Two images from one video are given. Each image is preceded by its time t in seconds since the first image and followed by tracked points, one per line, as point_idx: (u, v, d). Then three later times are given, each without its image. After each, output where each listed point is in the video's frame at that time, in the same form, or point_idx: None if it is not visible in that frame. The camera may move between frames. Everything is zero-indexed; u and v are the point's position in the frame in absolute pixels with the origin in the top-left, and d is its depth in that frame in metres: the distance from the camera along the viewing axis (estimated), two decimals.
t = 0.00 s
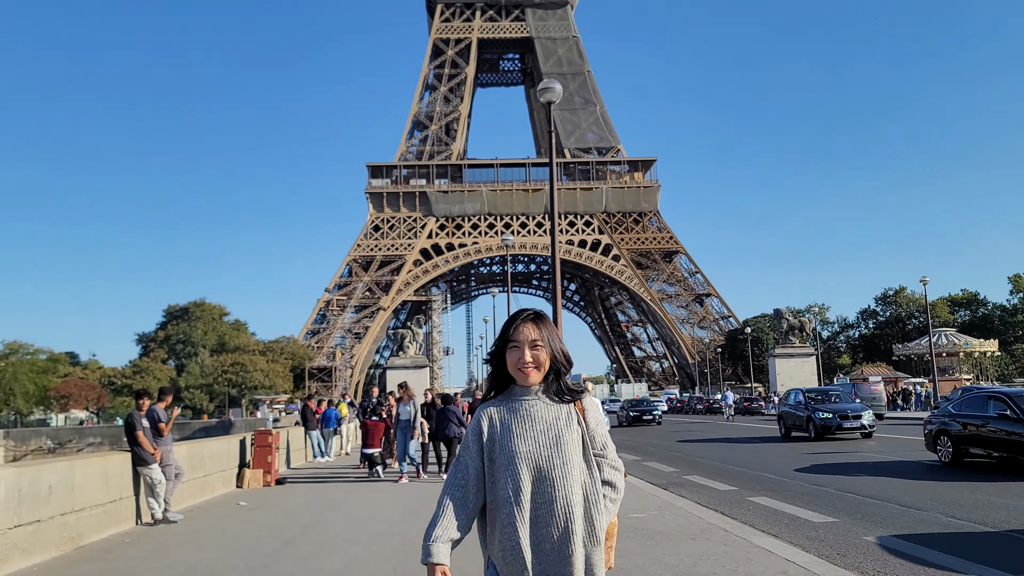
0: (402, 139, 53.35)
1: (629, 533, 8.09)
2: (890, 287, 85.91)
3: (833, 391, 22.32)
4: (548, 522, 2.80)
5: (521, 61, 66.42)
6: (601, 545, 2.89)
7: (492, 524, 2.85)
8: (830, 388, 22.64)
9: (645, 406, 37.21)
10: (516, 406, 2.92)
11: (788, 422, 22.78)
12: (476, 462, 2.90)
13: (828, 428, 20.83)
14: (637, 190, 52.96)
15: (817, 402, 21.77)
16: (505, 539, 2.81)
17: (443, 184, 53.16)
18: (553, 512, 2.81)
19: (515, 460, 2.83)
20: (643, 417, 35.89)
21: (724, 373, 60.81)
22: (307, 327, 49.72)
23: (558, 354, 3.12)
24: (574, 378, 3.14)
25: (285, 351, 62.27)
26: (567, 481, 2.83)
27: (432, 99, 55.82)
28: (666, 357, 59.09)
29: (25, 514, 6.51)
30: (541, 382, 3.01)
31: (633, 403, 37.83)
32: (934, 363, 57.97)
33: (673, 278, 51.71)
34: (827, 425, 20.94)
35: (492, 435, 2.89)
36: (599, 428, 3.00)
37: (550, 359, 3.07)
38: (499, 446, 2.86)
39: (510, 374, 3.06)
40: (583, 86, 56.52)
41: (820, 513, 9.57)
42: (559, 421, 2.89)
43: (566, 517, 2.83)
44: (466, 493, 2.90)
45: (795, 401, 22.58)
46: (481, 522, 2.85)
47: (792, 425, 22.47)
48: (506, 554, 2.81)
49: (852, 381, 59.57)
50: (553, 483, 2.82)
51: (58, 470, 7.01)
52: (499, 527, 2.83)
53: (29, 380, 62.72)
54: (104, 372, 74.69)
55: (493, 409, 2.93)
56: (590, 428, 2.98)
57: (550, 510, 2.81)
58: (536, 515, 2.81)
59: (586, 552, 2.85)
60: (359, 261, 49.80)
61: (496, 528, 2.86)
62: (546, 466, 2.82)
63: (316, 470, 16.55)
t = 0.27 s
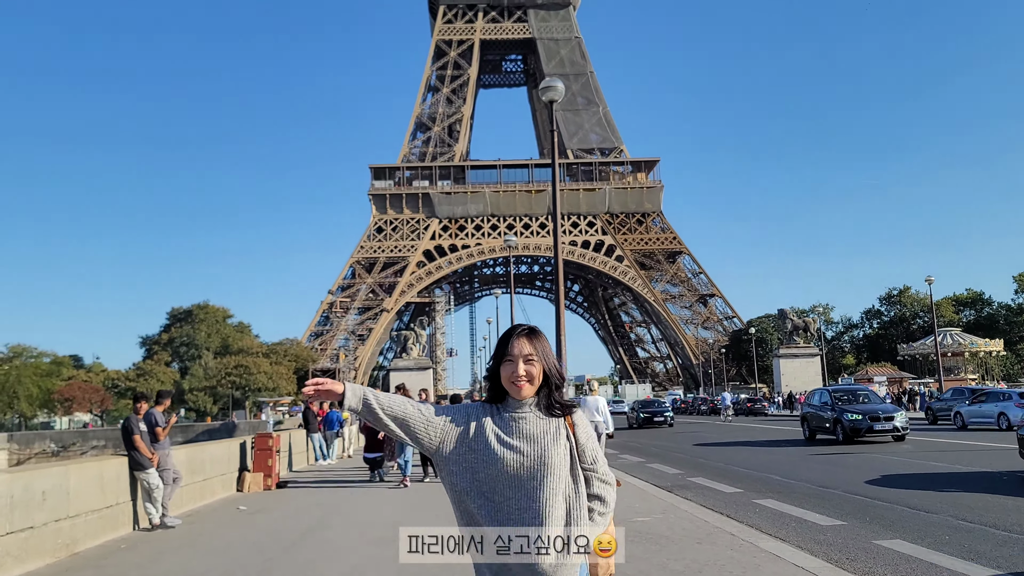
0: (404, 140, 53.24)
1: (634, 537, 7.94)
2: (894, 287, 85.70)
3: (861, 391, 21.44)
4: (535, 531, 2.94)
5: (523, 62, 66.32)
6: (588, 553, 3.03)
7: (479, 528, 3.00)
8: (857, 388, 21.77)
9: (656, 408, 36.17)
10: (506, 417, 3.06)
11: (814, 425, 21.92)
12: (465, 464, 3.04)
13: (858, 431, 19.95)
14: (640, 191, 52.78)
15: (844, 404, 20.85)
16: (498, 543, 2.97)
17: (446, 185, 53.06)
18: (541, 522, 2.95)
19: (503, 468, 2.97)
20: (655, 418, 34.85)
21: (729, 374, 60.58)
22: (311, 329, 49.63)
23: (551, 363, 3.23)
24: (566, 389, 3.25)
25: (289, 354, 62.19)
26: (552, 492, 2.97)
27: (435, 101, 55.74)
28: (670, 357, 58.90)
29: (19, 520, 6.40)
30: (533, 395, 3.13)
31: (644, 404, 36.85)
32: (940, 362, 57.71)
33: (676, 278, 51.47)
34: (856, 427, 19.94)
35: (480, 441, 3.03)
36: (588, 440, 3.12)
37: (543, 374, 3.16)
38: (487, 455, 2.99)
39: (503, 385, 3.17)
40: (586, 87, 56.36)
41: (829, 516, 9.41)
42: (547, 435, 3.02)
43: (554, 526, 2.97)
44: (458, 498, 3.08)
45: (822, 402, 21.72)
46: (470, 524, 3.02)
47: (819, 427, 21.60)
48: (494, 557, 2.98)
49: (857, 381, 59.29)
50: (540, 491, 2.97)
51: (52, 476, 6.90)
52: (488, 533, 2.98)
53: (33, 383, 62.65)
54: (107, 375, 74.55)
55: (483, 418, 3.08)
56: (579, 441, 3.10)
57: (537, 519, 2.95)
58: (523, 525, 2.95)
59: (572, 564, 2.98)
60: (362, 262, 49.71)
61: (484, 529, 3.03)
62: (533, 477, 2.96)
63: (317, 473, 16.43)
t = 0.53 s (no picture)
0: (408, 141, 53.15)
1: (640, 539, 7.83)
2: (900, 286, 85.38)
3: (893, 389, 20.17)
4: (530, 524, 3.05)
5: (527, 62, 66.19)
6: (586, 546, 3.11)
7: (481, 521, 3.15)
8: (889, 386, 20.49)
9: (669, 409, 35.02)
10: (506, 410, 3.18)
11: (843, 425, 20.66)
12: (469, 454, 3.21)
13: (893, 433, 18.74)
14: (644, 191, 52.61)
15: (878, 403, 19.56)
16: (498, 543, 3.07)
17: (451, 185, 52.96)
18: (537, 516, 3.06)
19: (506, 458, 3.08)
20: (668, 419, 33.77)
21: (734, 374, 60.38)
22: (316, 330, 49.58)
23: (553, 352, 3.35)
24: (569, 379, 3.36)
25: (293, 354, 62.12)
26: (549, 485, 3.06)
27: (439, 101, 55.66)
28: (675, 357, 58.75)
29: (16, 523, 6.30)
30: (535, 385, 3.26)
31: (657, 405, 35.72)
32: (947, 361, 57.36)
33: (681, 278, 51.30)
34: (891, 429, 18.72)
35: (480, 431, 3.17)
36: (588, 431, 3.19)
37: (546, 363, 3.30)
38: (487, 446, 3.13)
39: (508, 377, 3.30)
40: (590, 87, 56.19)
41: (838, 518, 9.28)
42: (545, 427, 3.10)
43: (551, 519, 3.07)
44: (468, 491, 3.27)
45: (852, 401, 20.43)
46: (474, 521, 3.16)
47: (849, 427, 20.33)
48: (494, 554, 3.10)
49: (863, 381, 59.06)
50: (536, 485, 3.07)
51: (49, 478, 6.81)
52: (489, 528, 3.11)
53: (38, 384, 62.70)
54: (112, 376, 74.58)
55: (486, 409, 3.21)
56: (578, 432, 3.18)
57: (533, 515, 3.06)
58: (520, 518, 3.06)
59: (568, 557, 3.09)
60: (367, 263, 49.65)
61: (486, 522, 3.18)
62: (529, 471, 3.06)
63: (321, 474, 16.34)
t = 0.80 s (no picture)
0: (411, 143, 53.10)
1: (645, 542, 7.71)
2: (903, 288, 85.12)
3: (928, 391, 18.22)
4: (531, 526, 3.12)
5: (530, 65, 66.13)
6: (585, 548, 3.17)
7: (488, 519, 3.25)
8: (924, 386, 18.52)
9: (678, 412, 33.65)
10: (517, 415, 3.23)
11: (874, 430, 18.69)
12: (481, 456, 3.29)
13: (931, 438, 16.73)
14: (647, 192, 52.46)
15: (912, 405, 17.68)
16: (499, 542, 3.15)
17: (453, 187, 52.85)
18: (540, 519, 3.12)
19: (517, 461, 3.14)
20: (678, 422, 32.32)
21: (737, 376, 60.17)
22: (318, 332, 49.49)
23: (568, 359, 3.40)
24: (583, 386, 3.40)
25: (296, 357, 62.00)
26: (554, 491, 3.11)
27: (441, 103, 55.58)
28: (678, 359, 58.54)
29: (10, 526, 6.17)
30: (548, 393, 3.30)
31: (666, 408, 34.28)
32: (950, 363, 57.11)
33: (684, 280, 51.19)
34: (929, 432, 16.71)
35: (492, 435, 3.25)
36: (601, 437, 3.20)
37: (561, 372, 3.34)
38: (497, 448, 3.21)
39: (523, 383, 3.36)
40: (592, 89, 56.07)
41: (846, 521, 9.15)
42: (553, 433, 3.14)
43: (554, 522, 3.14)
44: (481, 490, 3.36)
45: (884, 404, 18.49)
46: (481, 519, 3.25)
47: (880, 432, 18.34)
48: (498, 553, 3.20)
49: (866, 383, 58.81)
50: (542, 490, 3.13)
51: (45, 481, 6.69)
52: (494, 527, 3.19)
53: (41, 386, 62.63)
54: (114, 378, 74.52)
55: (497, 412, 3.29)
56: (588, 440, 3.19)
57: (536, 518, 3.12)
58: (524, 520, 3.13)
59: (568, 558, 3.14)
60: (369, 265, 49.58)
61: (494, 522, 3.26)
62: (535, 475, 3.12)
63: (323, 477, 16.23)
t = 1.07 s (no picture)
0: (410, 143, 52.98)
1: (648, 546, 7.56)
2: (902, 289, 84.99)
3: (962, 392, 17.83)
4: (540, 524, 3.21)
5: (529, 65, 65.99)
6: (585, 548, 3.21)
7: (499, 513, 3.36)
8: (956, 387, 18.16)
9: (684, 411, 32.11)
10: (527, 411, 3.30)
11: (902, 431, 18.06)
12: (495, 450, 3.37)
13: (969, 440, 16.21)
14: (647, 193, 52.35)
15: (947, 406, 17.22)
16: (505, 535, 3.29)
17: (452, 188, 52.72)
18: (548, 517, 3.21)
19: (531, 458, 3.22)
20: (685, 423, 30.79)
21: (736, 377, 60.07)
22: (317, 332, 49.35)
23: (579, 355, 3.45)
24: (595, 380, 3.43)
25: (294, 357, 61.82)
26: (564, 487, 3.19)
27: (441, 104, 55.43)
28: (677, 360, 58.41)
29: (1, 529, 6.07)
30: (560, 388, 3.34)
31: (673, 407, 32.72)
32: (949, 364, 57.00)
33: (683, 281, 51.10)
34: (968, 435, 16.21)
35: (506, 431, 3.33)
36: (612, 434, 3.26)
37: (573, 367, 3.38)
38: (509, 445, 3.29)
39: (535, 378, 3.41)
40: (592, 89, 55.92)
41: (851, 524, 9.04)
42: (563, 431, 3.21)
43: (564, 519, 3.22)
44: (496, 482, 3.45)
45: (913, 405, 18.01)
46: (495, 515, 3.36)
47: (909, 434, 17.76)
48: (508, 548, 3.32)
49: (866, 384, 58.69)
50: (554, 485, 3.21)
51: (36, 483, 6.57)
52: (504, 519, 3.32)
53: (39, 386, 62.46)
54: (113, 378, 74.34)
55: (508, 408, 3.36)
56: (599, 435, 3.26)
57: (545, 513, 3.21)
58: (535, 515, 3.23)
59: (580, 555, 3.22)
60: (368, 265, 49.48)
61: (508, 516, 3.36)
62: (546, 472, 3.19)
63: (321, 477, 16.11)
